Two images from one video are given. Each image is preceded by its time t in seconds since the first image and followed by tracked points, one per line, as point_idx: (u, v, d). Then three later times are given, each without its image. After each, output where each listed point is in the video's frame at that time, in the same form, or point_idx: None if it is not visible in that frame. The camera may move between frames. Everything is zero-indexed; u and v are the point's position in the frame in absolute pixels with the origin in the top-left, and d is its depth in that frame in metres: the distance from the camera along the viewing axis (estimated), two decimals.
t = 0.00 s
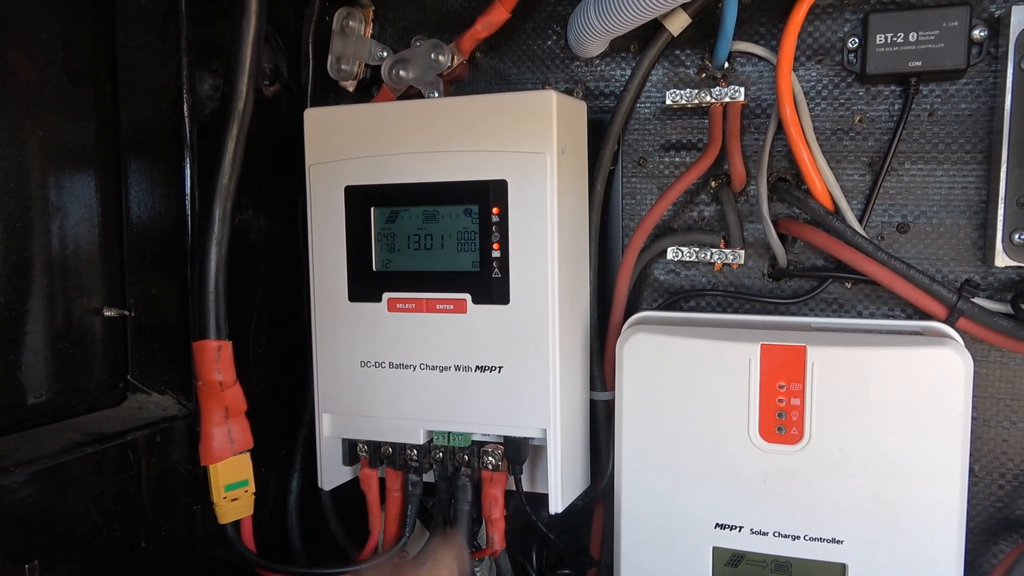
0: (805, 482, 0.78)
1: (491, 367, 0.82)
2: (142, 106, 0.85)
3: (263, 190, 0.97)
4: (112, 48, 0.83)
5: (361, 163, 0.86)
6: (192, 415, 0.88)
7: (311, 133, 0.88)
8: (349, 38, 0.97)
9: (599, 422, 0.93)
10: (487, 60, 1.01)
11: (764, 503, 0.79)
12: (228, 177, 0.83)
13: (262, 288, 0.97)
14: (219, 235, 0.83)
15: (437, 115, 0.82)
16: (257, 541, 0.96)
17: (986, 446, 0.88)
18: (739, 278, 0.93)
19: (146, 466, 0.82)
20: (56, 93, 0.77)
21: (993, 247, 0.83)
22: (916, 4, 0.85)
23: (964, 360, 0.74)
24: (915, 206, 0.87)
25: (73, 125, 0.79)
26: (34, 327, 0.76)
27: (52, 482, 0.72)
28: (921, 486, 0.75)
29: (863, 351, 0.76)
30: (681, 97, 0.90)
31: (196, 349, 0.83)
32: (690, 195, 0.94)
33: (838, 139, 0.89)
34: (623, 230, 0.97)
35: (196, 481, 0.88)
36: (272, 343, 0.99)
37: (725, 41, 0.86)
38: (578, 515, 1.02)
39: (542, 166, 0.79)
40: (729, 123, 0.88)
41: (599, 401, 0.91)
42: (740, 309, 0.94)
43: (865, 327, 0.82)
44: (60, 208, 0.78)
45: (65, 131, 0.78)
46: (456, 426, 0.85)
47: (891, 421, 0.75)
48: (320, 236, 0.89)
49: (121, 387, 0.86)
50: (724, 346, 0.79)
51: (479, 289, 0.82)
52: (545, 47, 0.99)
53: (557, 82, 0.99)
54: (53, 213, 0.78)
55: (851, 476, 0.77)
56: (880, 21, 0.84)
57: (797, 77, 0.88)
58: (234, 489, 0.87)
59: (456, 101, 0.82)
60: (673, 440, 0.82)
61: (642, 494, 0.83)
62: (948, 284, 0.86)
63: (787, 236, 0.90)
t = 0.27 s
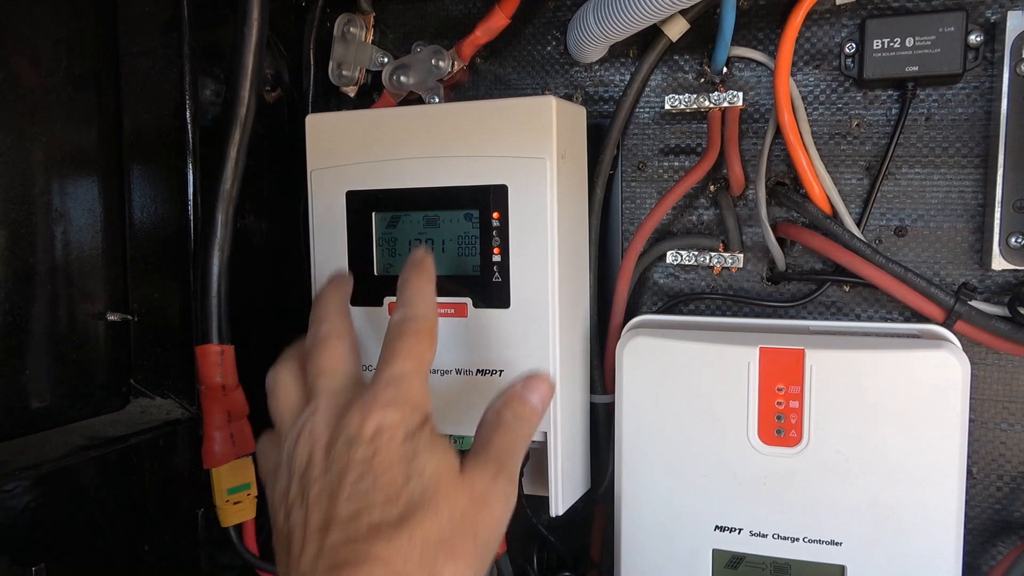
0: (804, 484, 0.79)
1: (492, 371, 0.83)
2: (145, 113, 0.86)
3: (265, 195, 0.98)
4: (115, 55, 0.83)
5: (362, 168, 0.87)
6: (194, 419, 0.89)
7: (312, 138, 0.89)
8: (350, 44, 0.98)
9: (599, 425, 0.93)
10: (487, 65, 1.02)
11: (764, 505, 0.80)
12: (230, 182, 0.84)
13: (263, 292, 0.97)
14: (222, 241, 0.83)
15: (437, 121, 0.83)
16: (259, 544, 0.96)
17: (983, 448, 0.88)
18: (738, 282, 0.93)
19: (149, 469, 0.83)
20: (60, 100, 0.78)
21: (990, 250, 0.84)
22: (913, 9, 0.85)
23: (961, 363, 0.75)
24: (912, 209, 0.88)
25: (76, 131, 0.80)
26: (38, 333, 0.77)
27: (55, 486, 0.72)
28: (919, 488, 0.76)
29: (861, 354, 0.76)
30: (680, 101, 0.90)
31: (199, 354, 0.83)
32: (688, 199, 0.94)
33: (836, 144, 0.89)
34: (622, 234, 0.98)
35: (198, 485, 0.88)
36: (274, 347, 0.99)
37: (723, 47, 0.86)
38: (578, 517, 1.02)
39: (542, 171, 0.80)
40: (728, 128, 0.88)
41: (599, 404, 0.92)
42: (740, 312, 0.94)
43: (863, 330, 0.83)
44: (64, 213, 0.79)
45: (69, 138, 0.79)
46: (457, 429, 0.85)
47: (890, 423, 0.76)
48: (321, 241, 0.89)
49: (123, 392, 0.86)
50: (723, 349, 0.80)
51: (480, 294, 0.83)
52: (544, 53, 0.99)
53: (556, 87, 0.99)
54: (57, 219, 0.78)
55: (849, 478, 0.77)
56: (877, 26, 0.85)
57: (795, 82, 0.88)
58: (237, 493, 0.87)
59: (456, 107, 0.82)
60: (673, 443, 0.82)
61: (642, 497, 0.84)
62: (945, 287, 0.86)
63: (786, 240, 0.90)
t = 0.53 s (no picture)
0: (798, 489, 0.78)
1: (486, 376, 0.83)
2: (138, 119, 0.86)
3: (259, 201, 0.98)
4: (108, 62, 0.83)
5: (355, 173, 0.87)
6: (188, 425, 0.88)
7: (306, 144, 0.89)
8: (344, 49, 0.98)
9: (594, 430, 0.93)
10: (481, 70, 1.02)
11: (758, 509, 0.80)
12: (223, 189, 0.84)
13: (257, 298, 0.97)
14: (214, 247, 0.83)
15: (430, 126, 0.83)
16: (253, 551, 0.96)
17: (979, 452, 0.88)
18: (733, 286, 0.93)
19: (142, 476, 0.82)
20: (52, 106, 0.78)
21: (984, 254, 0.84)
22: (905, 14, 0.86)
23: (956, 367, 0.74)
24: (907, 213, 0.88)
25: (69, 137, 0.80)
26: (31, 340, 0.77)
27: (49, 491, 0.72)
28: (913, 493, 0.76)
29: (854, 358, 0.76)
30: (673, 106, 0.91)
31: (191, 361, 0.83)
32: (682, 204, 0.94)
33: (830, 148, 0.89)
34: (616, 239, 0.98)
35: (192, 491, 0.88)
36: (268, 353, 0.99)
37: (716, 51, 0.86)
38: (574, 522, 1.02)
39: (535, 176, 0.79)
40: (721, 133, 0.88)
41: (594, 409, 0.92)
42: (734, 317, 0.94)
43: (857, 334, 0.83)
44: (58, 220, 0.79)
45: (61, 145, 0.79)
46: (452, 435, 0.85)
47: (884, 428, 0.76)
48: (315, 247, 0.89)
49: (117, 398, 0.86)
50: (716, 354, 0.80)
51: (473, 299, 0.83)
52: (538, 58, 0.99)
53: (550, 92, 0.99)
54: (50, 226, 0.78)
55: (844, 483, 0.77)
56: (870, 31, 0.85)
57: (788, 87, 0.89)
58: (230, 500, 0.86)
59: (448, 112, 0.82)
60: (667, 448, 0.82)
61: (637, 502, 0.84)
62: (940, 291, 0.86)
63: (780, 244, 0.90)
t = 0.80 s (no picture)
0: (798, 490, 0.78)
1: (486, 379, 0.83)
2: (138, 122, 0.86)
3: (259, 204, 0.98)
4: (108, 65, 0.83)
5: (355, 176, 0.87)
6: (188, 428, 0.88)
7: (306, 146, 0.89)
8: (344, 52, 0.98)
9: (594, 432, 0.93)
10: (481, 73, 1.02)
11: (758, 511, 0.80)
12: (223, 192, 0.84)
13: (257, 301, 0.97)
14: (214, 250, 0.83)
15: (430, 129, 0.83)
16: (253, 554, 0.96)
17: (979, 454, 0.88)
18: (732, 288, 0.93)
19: (143, 478, 0.83)
20: (52, 109, 0.78)
21: (983, 255, 0.84)
22: (904, 16, 0.86)
23: (955, 368, 0.74)
24: (906, 215, 0.88)
25: (69, 140, 0.80)
26: (31, 343, 0.77)
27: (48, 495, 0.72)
28: (913, 495, 0.76)
29: (854, 360, 0.76)
30: (672, 109, 0.91)
31: (191, 363, 0.83)
32: (682, 206, 0.95)
33: (829, 150, 0.89)
34: (616, 241, 0.98)
35: (192, 494, 0.88)
36: (268, 355, 0.99)
37: (715, 54, 0.86)
38: (575, 524, 1.02)
39: (534, 179, 0.80)
40: (720, 135, 0.88)
41: (594, 411, 0.92)
42: (734, 319, 0.94)
43: (857, 335, 0.83)
44: (57, 223, 0.79)
45: (61, 148, 0.79)
46: (452, 438, 0.85)
47: (884, 430, 0.76)
48: (315, 249, 0.89)
49: (117, 401, 0.86)
50: (717, 356, 0.80)
51: (473, 301, 0.83)
52: (538, 60, 1.00)
53: (549, 95, 0.99)
54: (50, 229, 0.78)
55: (844, 485, 0.77)
56: (869, 33, 0.85)
57: (787, 89, 0.89)
58: (231, 502, 0.86)
59: (448, 115, 0.82)
60: (667, 450, 0.82)
61: (637, 504, 0.84)
62: (939, 292, 0.86)
63: (779, 246, 0.90)
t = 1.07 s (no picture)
0: (801, 491, 0.78)
1: (488, 379, 0.83)
2: (141, 122, 0.86)
3: (261, 204, 0.98)
4: (111, 65, 0.83)
5: (358, 176, 0.87)
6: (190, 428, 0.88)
7: (309, 147, 0.89)
8: (347, 53, 0.98)
9: (597, 433, 0.93)
10: (483, 74, 1.02)
11: (761, 511, 0.80)
12: (226, 192, 0.84)
13: (259, 302, 0.97)
14: (217, 250, 0.83)
15: (433, 129, 0.83)
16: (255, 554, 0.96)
17: (981, 455, 0.88)
18: (734, 289, 0.94)
19: (146, 478, 0.83)
20: (55, 109, 0.78)
21: (985, 256, 0.84)
22: (906, 18, 0.86)
23: (957, 369, 0.75)
24: (908, 216, 0.88)
25: (72, 139, 0.80)
26: (34, 343, 0.77)
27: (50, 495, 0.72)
28: (916, 495, 0.76)
29: (857, 361, 0.76)
30: (675, 109, 0.92)
31: (194, 363, 0.83)
32: (684, 207, 0.95)
33: (831, 151, 0.90)
34: (618, 241, 0.98)
35: (194, 495, 0.88)
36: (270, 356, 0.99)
37: (718, 55, 0.86)
38: (577, 525, 1.02)
39: (537, 179, 0.80)
40: (723, 136, 0.88)
41: (596, 411, 0.92)
42: (736, 320, 0.94)
43: (859, 336, 0.83)
44: (60, 223, 0.79)
45: (64, 148, 0.79)
46: (454, 438, 0.85)
47: (886, 430, 0.76)
48: (317, 249, 0.89)
49: (119, 401, 0.86)
50: (719, 356, 0.80)
51: (476, 302, 0.83)
52: (540, 61, 1.00)
53: (552, 96, 1.00)
54: (53, 229, 0.78)
55: (846, 485, 0.77)
56: (871, 34, 0.85)
57: (789, 90, 0.89)
58: (234, 502, 0.87)
59: (451, 116, 0.82)
60: (670, 451, 0.82)
61: (640, 505, 0.84)
62: (941, 293, 0.87)
63: (782, 247, 0.90)
